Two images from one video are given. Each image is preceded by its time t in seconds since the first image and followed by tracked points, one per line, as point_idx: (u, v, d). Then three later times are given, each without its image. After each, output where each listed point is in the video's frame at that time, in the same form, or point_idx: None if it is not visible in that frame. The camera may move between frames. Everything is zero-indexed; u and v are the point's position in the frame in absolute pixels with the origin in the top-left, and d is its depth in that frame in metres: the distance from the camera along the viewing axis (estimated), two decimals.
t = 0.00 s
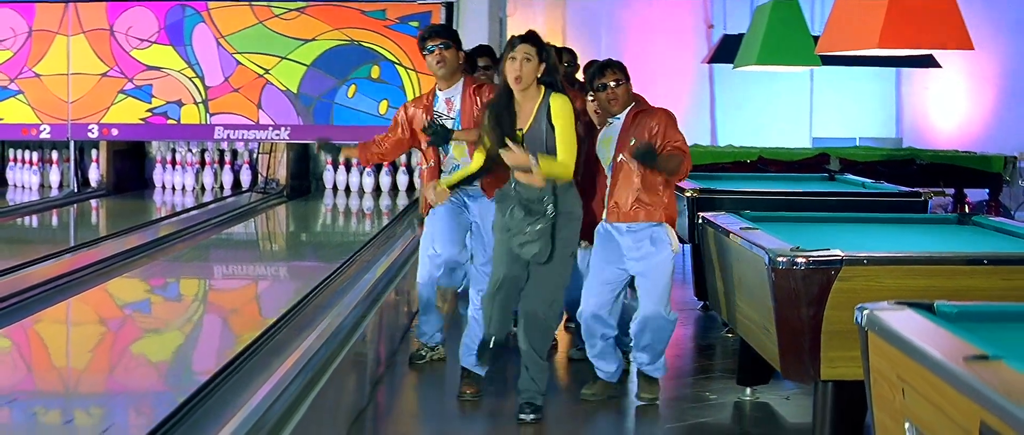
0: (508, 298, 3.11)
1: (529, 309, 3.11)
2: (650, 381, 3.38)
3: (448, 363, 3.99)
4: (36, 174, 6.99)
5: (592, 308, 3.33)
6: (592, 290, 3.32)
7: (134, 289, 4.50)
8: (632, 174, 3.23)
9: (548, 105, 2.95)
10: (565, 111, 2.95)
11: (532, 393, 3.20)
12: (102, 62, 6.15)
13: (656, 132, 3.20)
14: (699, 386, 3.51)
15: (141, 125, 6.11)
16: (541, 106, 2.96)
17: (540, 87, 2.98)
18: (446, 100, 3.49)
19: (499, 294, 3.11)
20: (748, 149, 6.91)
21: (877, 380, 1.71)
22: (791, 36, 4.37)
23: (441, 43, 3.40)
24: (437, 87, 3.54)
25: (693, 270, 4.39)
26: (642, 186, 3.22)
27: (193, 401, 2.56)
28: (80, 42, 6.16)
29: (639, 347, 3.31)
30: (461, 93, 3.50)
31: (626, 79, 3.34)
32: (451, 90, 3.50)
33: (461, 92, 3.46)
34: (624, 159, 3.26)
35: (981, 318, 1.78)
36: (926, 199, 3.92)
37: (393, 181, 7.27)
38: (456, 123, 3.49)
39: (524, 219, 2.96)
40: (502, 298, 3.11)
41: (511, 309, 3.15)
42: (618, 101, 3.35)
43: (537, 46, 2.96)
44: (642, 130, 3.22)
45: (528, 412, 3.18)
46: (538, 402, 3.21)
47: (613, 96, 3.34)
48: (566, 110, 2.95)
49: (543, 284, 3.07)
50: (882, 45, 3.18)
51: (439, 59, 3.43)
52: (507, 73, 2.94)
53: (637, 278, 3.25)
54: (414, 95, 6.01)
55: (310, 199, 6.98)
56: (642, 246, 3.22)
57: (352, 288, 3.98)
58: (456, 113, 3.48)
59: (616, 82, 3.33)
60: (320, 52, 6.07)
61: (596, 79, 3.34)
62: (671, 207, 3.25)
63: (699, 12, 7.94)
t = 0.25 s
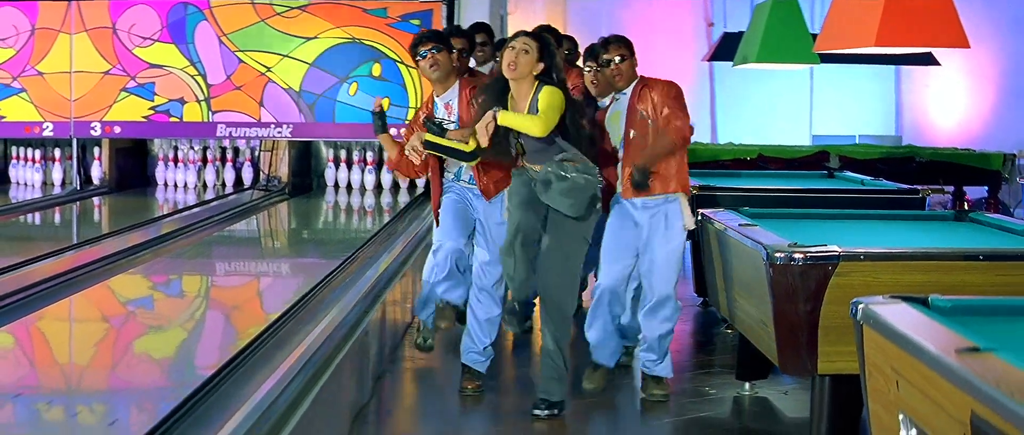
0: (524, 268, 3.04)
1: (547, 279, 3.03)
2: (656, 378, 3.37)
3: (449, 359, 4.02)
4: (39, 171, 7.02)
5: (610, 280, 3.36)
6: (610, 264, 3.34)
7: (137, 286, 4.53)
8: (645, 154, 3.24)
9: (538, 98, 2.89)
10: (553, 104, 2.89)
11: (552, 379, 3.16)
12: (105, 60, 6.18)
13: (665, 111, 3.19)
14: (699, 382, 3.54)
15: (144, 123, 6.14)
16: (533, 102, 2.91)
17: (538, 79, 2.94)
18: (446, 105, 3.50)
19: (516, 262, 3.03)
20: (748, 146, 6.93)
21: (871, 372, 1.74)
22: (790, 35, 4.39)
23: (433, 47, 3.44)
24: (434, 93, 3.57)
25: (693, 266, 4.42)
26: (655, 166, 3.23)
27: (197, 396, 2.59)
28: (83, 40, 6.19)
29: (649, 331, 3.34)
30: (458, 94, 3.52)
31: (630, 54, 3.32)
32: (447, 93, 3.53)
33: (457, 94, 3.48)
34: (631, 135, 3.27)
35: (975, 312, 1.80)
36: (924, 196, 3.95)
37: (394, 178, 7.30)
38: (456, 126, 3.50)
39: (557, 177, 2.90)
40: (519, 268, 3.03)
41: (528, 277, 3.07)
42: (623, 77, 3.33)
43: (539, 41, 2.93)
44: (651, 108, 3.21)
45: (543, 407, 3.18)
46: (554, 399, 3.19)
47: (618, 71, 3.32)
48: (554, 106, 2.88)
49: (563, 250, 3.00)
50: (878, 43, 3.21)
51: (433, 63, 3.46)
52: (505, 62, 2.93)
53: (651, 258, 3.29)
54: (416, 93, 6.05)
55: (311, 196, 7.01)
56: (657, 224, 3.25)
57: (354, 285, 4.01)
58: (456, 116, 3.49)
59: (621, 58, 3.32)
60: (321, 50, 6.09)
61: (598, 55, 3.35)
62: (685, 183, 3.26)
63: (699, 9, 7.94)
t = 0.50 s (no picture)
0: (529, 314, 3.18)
1: (553, 324, 3.22)
2: (628, 370, 3.46)
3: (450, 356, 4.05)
4: (41, 169, 7.05)
5: (628, 285, 3.40)
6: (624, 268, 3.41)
7: (139, 283, 4.55)
8: (654, 161, 3.37)
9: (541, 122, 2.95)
10: (558, 127, 2.93)
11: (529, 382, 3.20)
12: (107, 58, 6.20)
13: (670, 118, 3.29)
14: (698, 377, 3.57)
15: (145, 121, 6.18)
16: (537, 124, 2.97)
17: (539, 104, 2.99)
18: (446, 118, 3.42)
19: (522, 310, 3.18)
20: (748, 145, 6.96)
21: (867, 366, 1.77)
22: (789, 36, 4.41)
23: (430, 62, 3.35)
24: (434, 107, 3.48)
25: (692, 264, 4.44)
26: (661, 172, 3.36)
27: (200, 392, 2.63)
28: (85, 39, 6.21)
29: (657, 334, 3.45)
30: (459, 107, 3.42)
31: (637, 61, 3.43)
32: (448, 107, 3.44)
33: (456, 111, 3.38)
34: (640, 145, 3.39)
35: (970, 307, 1.83)
36: (922, 194, 3.97)
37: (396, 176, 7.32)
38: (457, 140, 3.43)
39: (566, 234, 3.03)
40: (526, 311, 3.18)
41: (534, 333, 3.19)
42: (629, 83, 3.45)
43: (532, 64, 2.97)
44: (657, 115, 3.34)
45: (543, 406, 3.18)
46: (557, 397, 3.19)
47: (625, 77, 3.44)
48: (559, 127, 2.94)
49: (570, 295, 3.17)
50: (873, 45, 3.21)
51: (432, 78, 3.38)
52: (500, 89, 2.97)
53: (663, 263, 3.38)
54: (417, 92, 6.07)
55: (313, 194, 7.05)
56: (671, 229, 3.35)
57: (356, 282, 4.04)
58: (457, 129, 3.42)
59: (627, 64, 3.42)
60: (322, 48, 6.12)
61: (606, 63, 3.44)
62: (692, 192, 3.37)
63: (699, 8, 7.84)
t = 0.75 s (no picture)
0: (526, 328, 2.95)
1: (551, 338, 3.00)
2: (633, 384, 3.32)
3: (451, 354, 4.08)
4: (44, 169, 7.08)
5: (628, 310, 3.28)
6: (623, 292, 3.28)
7: (142, 282, 4.58)
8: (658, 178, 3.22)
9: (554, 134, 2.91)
10: (572, 136, 2.88)
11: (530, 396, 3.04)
12: (110, 57, 6.24)
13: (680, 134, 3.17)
14: (698, 375, 3.60)
15: (149, 120, 6.21)
16: (550, 134, 2.92)
17: (551, 119, 2.93)
18: (442, 128, 3.32)
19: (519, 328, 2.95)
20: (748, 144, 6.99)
21: (864, 363, 1.79)
22: (788, 36, 4.44)
23: (427, 73, 3.23)
24: (430, 117, 3.36)
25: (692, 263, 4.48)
26: (664, 189, 3.22)
27: (205, 389, 2.66)
28: (89, 39, 6.25)
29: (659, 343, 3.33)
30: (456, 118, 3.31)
31: (641, 81, 3.27)
32: (444, 117, 3.32)
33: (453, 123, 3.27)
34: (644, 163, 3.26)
35: (965, 304, 1.86)
36: (920, 194, 4.01)
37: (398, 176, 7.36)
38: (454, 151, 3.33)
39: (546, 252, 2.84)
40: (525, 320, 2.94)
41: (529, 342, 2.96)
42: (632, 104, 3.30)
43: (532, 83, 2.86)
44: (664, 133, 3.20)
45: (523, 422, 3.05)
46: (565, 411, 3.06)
47: (629, 97, 3.28)
48: (574, 138, 2.88)
49: (569, 306, 2.97)
50: (873, 43, 3.02)
51: (429, 88, 3.26)
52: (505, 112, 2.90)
53: (665, 284, 3.25)
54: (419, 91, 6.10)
55: (315, 193, 7.10)
56: (672, 248, 3.22)
57: (358, 280, 4.06)
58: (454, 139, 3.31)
59: (631, 84, 3.25)
60: (325, 48, 6.15)
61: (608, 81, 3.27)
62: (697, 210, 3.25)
63: (700, 8, 7.87)
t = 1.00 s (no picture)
0: (531, 330, 2.98)
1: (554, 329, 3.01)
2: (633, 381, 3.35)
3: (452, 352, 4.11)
4: (46, 168, 7.11)
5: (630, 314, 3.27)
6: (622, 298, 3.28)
7: (144, 281, 4.61)
8: (662, 175, 3.24)
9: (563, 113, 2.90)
10: (584, 116, 2.85)
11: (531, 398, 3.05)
12: (112, 57, 6.27)
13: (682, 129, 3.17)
14: (697, 373, 3.63)
15: (151, 120, 6.24)
16: (559, 114, 2.91)
17: (556, 102, 2.93)
18: (438, 130, 3.32)
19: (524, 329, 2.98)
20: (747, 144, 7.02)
21: (859, 357, 1.82)
22: (786, 34, 4.47)
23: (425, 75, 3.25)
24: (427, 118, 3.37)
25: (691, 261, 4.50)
26: (667, 186, 3.22)
27: (208, 385, 2.69)
28: (91, 39, 6.28)
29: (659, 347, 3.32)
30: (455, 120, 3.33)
31: (640, 82, 3.30)
32: (441, 120, 3.34)
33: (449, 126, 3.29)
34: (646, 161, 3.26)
35: (958, 301, 1.88)
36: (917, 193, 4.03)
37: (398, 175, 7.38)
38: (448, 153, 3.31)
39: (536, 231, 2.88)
40: (530, 321, 2.98)
41: (535, 338, 3.00)
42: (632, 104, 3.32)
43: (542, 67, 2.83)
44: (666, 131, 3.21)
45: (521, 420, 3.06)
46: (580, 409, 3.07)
47: (628, 98, 3.31)
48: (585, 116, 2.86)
49: (570, 297, 2.97)
50: (872, 44, 3.04)
51: (428, 90, 3.28)
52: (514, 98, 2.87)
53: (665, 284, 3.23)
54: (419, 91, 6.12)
55: (316, 193, 7.12)
56: (673, 248, 3.21)
57: (359, 279, 4.09)
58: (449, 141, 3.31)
59: (630, 85, 3.29)
60: (325, 48, 6.18)
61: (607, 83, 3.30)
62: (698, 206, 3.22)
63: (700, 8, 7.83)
